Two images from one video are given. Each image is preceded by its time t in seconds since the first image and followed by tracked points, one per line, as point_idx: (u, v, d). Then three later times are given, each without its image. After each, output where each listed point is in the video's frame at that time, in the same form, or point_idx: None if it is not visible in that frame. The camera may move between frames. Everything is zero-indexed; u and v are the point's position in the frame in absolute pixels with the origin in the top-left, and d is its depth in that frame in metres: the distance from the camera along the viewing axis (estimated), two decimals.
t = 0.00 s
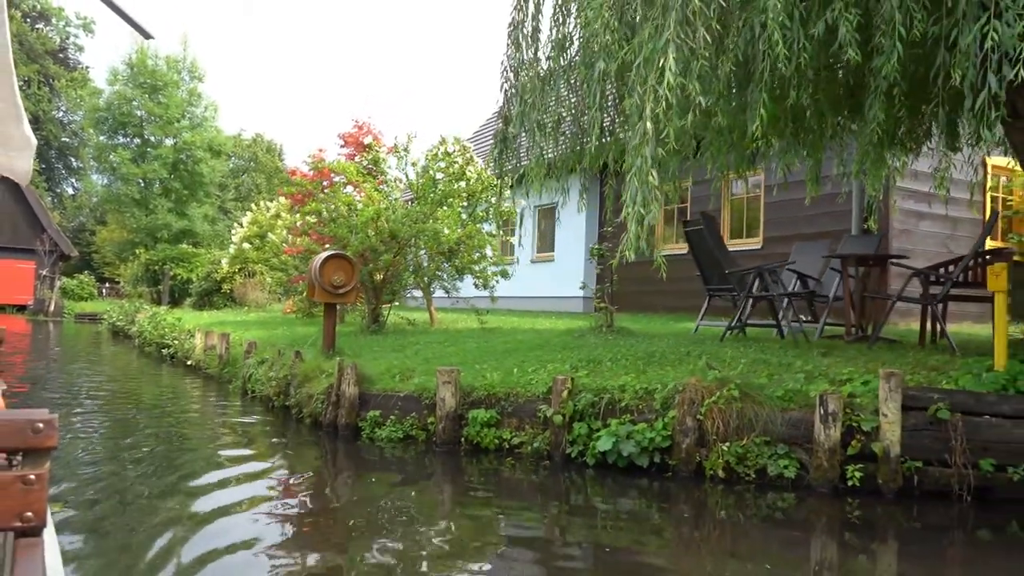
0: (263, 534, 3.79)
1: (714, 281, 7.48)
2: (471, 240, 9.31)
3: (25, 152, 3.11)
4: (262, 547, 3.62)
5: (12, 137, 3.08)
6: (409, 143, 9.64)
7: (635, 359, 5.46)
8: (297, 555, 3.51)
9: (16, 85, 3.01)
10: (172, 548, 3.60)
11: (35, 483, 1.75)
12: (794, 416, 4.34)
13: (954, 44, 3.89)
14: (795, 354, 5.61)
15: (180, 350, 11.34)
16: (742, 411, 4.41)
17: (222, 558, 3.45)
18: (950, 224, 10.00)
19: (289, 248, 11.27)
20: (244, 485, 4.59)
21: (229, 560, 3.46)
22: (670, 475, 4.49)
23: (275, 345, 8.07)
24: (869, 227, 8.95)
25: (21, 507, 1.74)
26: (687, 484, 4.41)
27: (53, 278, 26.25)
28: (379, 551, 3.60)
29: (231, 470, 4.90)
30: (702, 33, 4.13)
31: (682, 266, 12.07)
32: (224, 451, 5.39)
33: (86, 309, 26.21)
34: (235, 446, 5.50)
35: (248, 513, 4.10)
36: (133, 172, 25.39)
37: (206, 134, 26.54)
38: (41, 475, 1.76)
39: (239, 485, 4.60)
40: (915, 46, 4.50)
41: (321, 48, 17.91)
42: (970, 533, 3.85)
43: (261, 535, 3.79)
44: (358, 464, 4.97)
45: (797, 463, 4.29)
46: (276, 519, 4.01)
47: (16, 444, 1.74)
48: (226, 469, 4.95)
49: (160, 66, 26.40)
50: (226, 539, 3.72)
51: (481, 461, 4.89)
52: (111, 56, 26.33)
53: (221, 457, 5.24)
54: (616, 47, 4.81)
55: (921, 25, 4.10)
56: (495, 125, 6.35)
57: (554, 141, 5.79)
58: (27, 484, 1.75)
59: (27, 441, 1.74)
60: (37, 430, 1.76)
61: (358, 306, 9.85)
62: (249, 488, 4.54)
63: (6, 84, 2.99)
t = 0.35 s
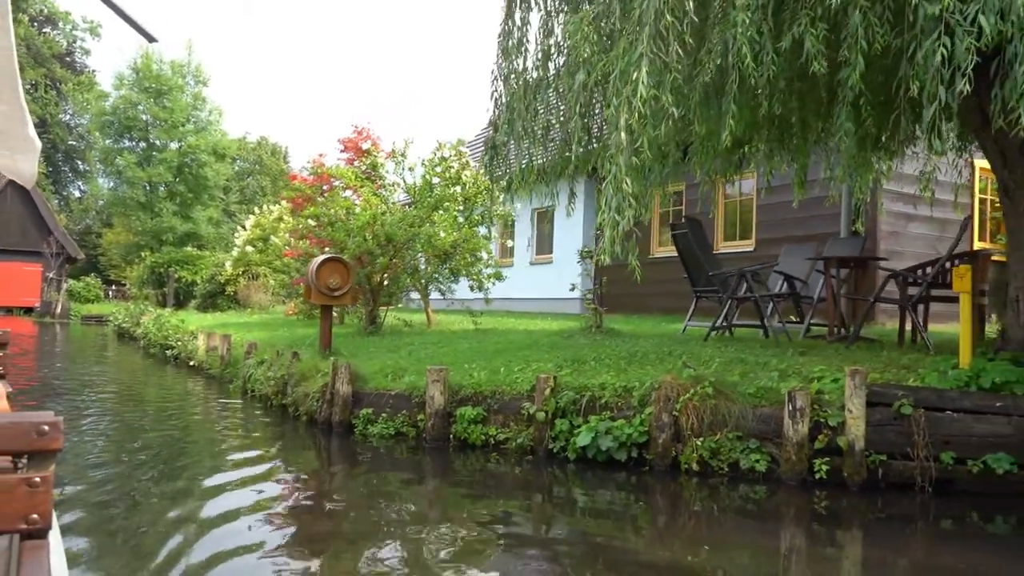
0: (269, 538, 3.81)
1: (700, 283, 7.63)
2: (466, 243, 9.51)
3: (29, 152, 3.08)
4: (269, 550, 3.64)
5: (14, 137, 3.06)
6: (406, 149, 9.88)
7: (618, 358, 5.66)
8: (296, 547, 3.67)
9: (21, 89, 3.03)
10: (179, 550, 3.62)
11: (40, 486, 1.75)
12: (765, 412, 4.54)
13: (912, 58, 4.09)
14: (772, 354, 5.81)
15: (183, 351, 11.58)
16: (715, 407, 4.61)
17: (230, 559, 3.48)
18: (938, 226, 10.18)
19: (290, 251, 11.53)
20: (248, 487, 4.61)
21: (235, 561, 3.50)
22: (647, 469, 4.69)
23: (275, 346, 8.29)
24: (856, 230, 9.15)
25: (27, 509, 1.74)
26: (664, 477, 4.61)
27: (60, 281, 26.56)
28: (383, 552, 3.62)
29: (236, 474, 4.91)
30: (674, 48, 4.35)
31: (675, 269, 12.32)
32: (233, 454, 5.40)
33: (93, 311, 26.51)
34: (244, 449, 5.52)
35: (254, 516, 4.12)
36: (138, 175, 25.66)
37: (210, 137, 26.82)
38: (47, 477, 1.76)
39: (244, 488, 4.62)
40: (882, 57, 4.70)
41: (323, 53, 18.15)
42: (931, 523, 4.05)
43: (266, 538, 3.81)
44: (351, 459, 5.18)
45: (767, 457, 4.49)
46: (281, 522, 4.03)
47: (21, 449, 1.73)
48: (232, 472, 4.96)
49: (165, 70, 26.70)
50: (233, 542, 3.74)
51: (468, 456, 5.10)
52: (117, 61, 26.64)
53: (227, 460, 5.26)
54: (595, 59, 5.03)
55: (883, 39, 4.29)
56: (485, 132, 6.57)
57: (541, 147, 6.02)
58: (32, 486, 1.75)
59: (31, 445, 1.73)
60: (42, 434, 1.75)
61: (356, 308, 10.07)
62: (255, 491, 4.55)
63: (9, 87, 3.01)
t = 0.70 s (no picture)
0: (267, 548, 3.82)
1: (683, 291, 7.79)
2: (459, 252, 9.74)
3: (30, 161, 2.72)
4: (266, 559, 3.65)
5: (13, 144, 2.71)
6: (401, 159, 10.08)
7: (598, 364, 5.87)
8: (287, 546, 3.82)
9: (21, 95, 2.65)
10: (176, 560, 3.63)
11: (38, 494, 1.65)
12: (734, 415, 4.75)
13: (872, 80, 4.29)
14: (748, 360, 6.02)
15: (182, 357, 11.82)
16: (688, 410, 4.81)
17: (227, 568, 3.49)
18: (922, 236, 10.38)
19: (288, 260, 11.79)
20: (246, 497, 4.62)
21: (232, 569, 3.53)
22: (623, 470, 4.90)
23: (271, 353, 8.50)
24: (840, 240, 9.36)
25: (24, 517, 1.64)
26: (638, 477, 4.81)
27: (63, 289, 26.87)
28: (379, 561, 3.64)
29: (235, 483, 4.91)
30: (646, 69, 4.57)
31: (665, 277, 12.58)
32: (230, 463, 5.42)
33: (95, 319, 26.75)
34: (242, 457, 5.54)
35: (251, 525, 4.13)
36: (140, 184, 25.93)
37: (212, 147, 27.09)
38: (44, 485, 1.66)
39: (242, 497, 4.63)
40: (848, 75, 4.91)
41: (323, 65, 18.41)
42: (891, 522, 4.24)
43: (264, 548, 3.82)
44: (341, 460, 5.38)
45: (737, 458, 4.69)
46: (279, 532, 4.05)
47: (18, 454, 1.67)
48: (231, 481, 4.98)
49: (168, 80, 26.99)
50: (231, 552, 3.76)
51: (452, 457, 5.31)
52: (121, 71, 26.95)
53: (225, 469, 5.27)
54: (574, 76, 5.25)
55: (845, 61, 4.50)
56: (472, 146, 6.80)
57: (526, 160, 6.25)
58: (30, 494, 1.65)
59: (32, 452, 1.68)
60: (39, 442, 1.70)
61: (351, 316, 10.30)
62: (253, 502, 4.56)
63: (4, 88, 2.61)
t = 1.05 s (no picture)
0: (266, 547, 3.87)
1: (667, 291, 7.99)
2: (453, 252, 9.96)
3: (28, 158, 2.68)
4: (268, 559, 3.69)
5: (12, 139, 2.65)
6: (396, 160, 10.27)
7: (581, 361, 6.09)
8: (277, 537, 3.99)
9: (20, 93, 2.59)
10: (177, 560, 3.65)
11: (38, 491, 1.58)
12: (707, 410, 4.96)
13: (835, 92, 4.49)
14: (726, 357, 6.23)
15: (183, 354, 12.05)
16: (663, 405, 5.02)
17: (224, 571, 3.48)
18: (908, 236, 10.58)
19: (287, 259, 12.03)
20: (244, 497, 4.64)
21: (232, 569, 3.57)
22: (601, 462, 5.11)
23: (268, 349, 8.72)
24: (826, 241, 9.57)
25: (22, 514, 1.57)
26: (615, 469, 5.03)
27: (66, 287, 27.16)
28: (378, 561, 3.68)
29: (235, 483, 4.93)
30: (621, 79, 4.79)
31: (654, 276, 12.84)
32: (232, 462, 5.46)
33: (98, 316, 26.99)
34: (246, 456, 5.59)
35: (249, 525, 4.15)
36: (143, 183, 26.17)
37: (214, 146, 27.32)
38: (44, 481, 1.60)
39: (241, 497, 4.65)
40: (817, 83, 5.12)
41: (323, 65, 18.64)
42: (855, 512, 4.45)
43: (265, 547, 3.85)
44: (332, 453, 5.60)
45: (709, 451, 4.90)
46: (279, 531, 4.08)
47: (13, 450, 1.58)
48: (230, 482, 5.00)
49: (170, 80, 27.24)
50: (230, 552, 3.78)
51: (439, 450, 5.53)
52: (124, 71, 27.21)
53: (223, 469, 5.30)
54: (555, 85, 5.46)
55: (812, 71, 4.70)
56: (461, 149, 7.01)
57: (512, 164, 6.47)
58: (30, 490, 1.58)
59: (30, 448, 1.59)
60: (38, 438, 1.61)
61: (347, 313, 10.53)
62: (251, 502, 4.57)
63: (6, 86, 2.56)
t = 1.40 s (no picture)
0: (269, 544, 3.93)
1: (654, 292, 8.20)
2: (448, 253, 10.18)
3: (28, 156, 2.85)
4: (273, 557, 3.73)
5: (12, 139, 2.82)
6: (394, 163, 10.49)
7: (566, 359, 6.30)
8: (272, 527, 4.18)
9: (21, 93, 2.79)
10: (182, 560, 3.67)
11: (38, 490, 1.72)
12: (683, 407, 5.17)
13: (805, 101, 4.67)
14: (706, 356, 6.45)
15: (184, 352, 12.30)
16: (641, 401, 5.24)
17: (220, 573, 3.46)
18: (895, 239, 10.78)
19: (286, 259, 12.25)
20: (243, 498, 4.69)
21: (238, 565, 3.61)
22: (582, 456, 5.32)
23: (266, 348, 8.95)
24: (813, 243, 9.77)
25: (22, 514, 1.71)
26: (595, 463, 5.24)
27: (70, 286, 27.47)
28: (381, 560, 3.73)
29: (238, 483, 4.98)
30: (601, 89, 5.01)
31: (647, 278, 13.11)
32: (234, 462, 5.53)
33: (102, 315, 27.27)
34: (247, 455, 5.70)
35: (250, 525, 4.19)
36: (146, 183, 26.45)
37: (217, 147, 27.58)
38: (43, 482, 1.74)
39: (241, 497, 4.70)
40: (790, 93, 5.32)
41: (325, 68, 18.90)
42: (823, 504, 4.67)
43: (268, 547, 3.89)
44: (325, 448, 5.82)
45: (685, 447, 5.11)
46: (281, 530, 4.13)
47: (17, 451, 1.73)
48: (231, 482, 5.05)
49: (174, 81, 27.53)
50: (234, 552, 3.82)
51: (428, 445, 5.75)
52: (128, 73, 27.52)
53: (226, 469, 5.37)
54: (540, 93, 5.66)
55: (783, 82, 4.89)
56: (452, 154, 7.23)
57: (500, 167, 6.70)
58: (29, 489, 1.72)
59: (32, 447, 1.74)
60: (39, 437, 1.76)
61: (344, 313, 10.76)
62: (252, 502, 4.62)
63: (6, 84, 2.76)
